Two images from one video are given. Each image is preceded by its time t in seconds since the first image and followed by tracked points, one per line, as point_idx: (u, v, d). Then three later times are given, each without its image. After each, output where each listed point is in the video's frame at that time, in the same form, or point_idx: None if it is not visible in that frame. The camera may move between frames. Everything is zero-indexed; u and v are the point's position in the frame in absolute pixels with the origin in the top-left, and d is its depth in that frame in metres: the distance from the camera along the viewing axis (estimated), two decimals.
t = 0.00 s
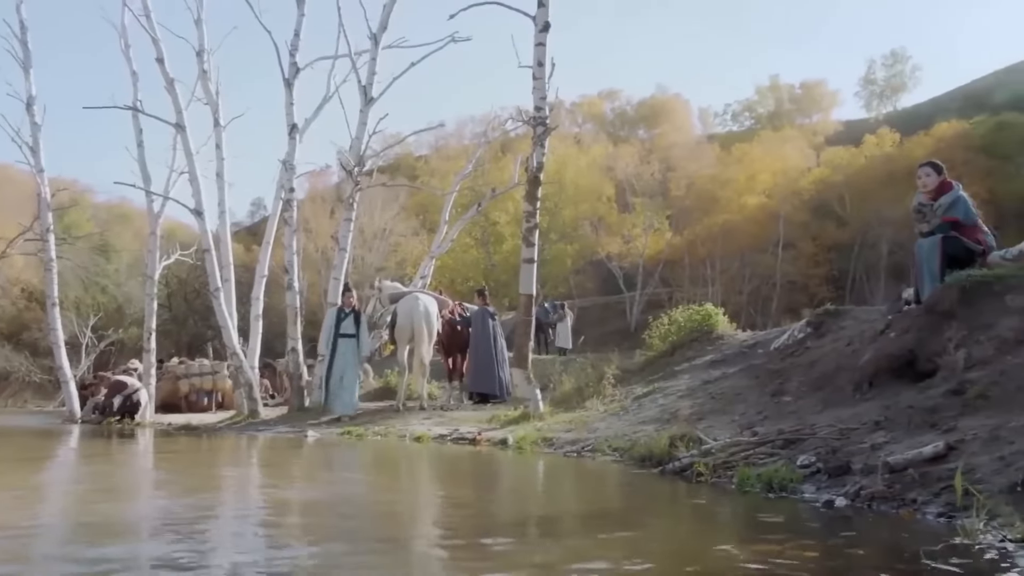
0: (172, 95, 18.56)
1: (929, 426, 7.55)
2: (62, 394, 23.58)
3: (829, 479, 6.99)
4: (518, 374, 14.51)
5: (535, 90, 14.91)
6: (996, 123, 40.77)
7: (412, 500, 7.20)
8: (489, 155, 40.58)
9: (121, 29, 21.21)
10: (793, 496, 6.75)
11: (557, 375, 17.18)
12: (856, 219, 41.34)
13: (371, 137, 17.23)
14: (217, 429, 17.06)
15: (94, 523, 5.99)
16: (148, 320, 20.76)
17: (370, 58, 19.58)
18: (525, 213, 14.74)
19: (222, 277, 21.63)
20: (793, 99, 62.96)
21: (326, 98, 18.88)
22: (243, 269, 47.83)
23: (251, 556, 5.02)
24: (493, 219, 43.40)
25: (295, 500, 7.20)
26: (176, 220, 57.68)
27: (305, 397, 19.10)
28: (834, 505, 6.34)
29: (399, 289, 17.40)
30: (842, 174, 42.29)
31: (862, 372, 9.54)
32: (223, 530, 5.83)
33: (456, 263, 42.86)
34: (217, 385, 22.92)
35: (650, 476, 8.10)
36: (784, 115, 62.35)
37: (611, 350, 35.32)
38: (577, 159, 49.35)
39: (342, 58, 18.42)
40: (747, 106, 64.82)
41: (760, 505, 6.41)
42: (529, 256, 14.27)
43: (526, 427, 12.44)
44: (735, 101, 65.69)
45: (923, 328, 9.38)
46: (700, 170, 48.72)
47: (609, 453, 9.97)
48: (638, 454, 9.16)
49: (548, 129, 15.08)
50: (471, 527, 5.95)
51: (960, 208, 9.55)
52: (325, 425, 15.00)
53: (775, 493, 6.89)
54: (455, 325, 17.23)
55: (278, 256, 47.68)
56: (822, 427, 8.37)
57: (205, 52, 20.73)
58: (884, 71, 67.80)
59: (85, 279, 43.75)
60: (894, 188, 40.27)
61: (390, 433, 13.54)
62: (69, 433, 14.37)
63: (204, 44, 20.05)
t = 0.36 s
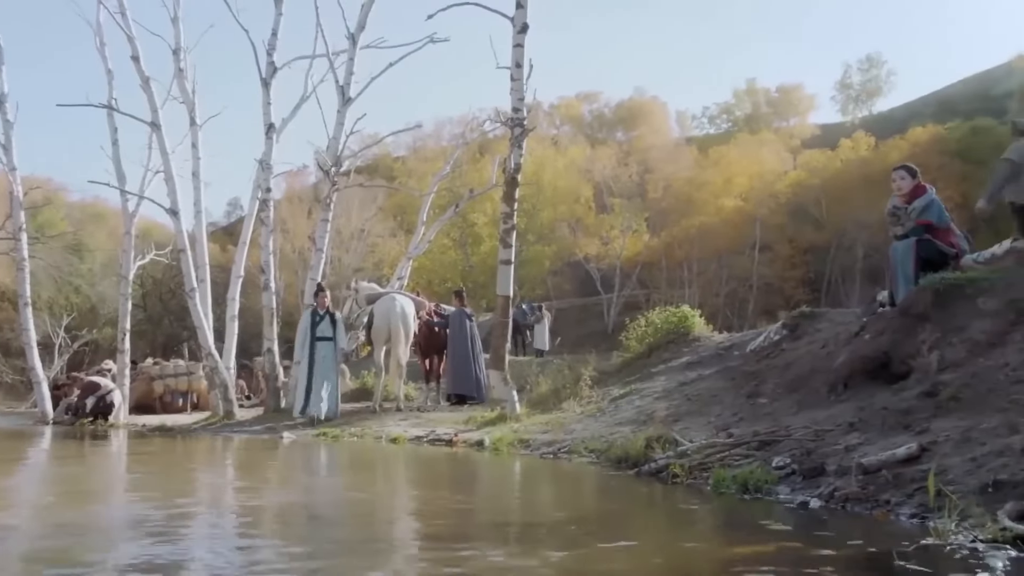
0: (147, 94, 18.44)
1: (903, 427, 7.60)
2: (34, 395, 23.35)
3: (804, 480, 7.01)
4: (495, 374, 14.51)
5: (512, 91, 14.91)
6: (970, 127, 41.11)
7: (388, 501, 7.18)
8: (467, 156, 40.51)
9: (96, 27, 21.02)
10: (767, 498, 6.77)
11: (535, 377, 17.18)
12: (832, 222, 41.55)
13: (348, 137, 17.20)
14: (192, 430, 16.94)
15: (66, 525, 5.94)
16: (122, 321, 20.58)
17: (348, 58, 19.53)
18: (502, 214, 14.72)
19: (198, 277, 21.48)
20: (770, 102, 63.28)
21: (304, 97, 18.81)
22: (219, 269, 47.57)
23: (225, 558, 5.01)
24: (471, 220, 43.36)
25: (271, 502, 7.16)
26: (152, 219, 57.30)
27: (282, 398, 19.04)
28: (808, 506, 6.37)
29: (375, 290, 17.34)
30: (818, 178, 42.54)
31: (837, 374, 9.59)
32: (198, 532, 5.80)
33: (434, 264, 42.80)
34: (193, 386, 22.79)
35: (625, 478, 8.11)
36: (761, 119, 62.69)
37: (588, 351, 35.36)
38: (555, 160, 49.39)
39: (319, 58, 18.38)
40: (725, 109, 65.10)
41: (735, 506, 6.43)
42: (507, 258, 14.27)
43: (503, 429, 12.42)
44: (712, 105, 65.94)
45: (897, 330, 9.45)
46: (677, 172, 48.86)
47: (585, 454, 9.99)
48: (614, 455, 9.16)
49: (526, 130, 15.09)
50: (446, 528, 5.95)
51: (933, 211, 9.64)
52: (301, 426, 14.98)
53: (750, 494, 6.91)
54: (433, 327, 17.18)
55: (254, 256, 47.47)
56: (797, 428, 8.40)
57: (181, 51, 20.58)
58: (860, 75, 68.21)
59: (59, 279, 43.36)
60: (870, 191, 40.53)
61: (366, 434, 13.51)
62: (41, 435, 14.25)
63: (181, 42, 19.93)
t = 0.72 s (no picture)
0: (128, 93, 18.34)
1: (882, 431, 7.62)
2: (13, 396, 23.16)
3: (785, 483, 7.02)
4: (478, 377, 14.49)
5: (495, 93, 14.91)
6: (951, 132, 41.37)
7: (370, 504, 7.17)
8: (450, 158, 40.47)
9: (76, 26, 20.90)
10: (748, 501, 6.78)
11: (517, 379, 17.17)
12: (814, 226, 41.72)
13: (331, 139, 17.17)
14: (173, 432, 16.86)
15: (46, 528, 5.90)
16: (102, 322, 20.44)
17: (331, 59, 19.49)
18: (485, 216, 14.70)
19: (179, 278, 21.36)
20: (753, 106, 63.49)
21: (286, 98, 18.75)
22: (200, 270, 47.35)
23: (206, 560, 5.00)
24: (454, 222, 43.33)
25: (253, 504, 7.13)
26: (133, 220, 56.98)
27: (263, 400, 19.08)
28: (788, 508, 6.37)
29: (357, 291, 17.29)
30: (800, 181, 42.72)
31: (818, 377, 9.62)
32: (179, 534, 5.79)
33: (416, 266, 42.73)
34: (173, 388, 22.67)
35: (606, 480, 8.11)
36: (743, 123, 62.90)
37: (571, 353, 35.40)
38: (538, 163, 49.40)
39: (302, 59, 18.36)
40: (707, 113, 65.30)
41: (717, 509, 6.44)
42: (489, 260, 14.25)
43: (485, 431, 12.40)
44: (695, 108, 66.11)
45: (878, 333, 9.48)
46: (660, 175, 48.97)
47: (567, 457, 9.98)
48: (596, 458, 9.16)
49: (509, 132, 15.08)
50: (428, 529, 5.95)
51: (913, 215, 9.72)
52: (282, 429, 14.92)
53: (731, 497, 6.91)
54: (415, 329, 17.15)
55: (236, 258, 47.26)
56: (778, 431, 8.42)
57: (162, 50, 20.49)
58: (842, 80, 68.52)
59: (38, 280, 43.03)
60: (852, 195, 40.74)
61: (348, 437, 13.45)
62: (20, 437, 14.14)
63: (162, 42, 19.84)
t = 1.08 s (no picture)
0: (114, 96, 18.26)
1: (868, 435, 7.63)
2: None
3: (770, 488, 7.02)
4: (464, 382, 14.46)
5: (482, 98, 14.90)
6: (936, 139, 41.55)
7: (355, 509, 7.13)
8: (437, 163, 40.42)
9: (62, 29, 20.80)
10: (735, 506, 6.77)
11: (504, 384, 17.15)
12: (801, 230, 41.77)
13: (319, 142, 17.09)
14: (158, 438, 16.76)
15: (29, 534, 5.86)
16: (87, 326, 20.31)
17: (318, 63, 19.45)
18: (472, 221, 14.67)
19: (164, 282, 21.24)
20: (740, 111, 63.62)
21: (273, 101, 18.70)
22: (186, 275, 47.17)
23: (190, 566, 4.97)
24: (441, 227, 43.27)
25: (238, 510, 7.08)
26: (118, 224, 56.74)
27: (248, 406, 18.97)
28: (774, 513, 6.37)
29: (344, 296, 17.25)
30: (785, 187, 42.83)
31: (804, 382, 9.63)
32: (164, 540, 5.76)
33: (403, 271, 42.66)
34: (158, 393, 22.54)
35: (593, 485, 8.09)
36: (730, 129, 63.04)
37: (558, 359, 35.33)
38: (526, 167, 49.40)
39: (289, 62, 18.32)
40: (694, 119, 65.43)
41: (702, 514, 6.44)
42: (476, 264, 14.23)
43: (472, 436, 12.37)
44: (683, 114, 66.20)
45: (864, 339, 9.49)
46: (648, 181, 49.06)
47: (553, 462, 9.96)
48: (582, 463, 9.13)
49: (496, 137, 15.06)
50: (414, 535, 5.92)
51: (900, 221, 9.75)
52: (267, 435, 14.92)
53: (716, 502, 6.90)
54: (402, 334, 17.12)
55: (222, 262, 47.06)
56: (764, 436, 8.42)
57: (149, 53, 20.40)
58: (828, 86, 68.73)
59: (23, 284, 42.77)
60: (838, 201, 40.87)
61: (334, 442, 13.40)
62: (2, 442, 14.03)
63: (148, 45, 19.77)
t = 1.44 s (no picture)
0: (101, 100, 18.19)
1: (856, 441, 7.63)
2: None
3: (758, 495, 7.01)
4: (452, 388, 14.42)
5: (471, 103, 14.89)
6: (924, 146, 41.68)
7: (344, 516, 7.09)
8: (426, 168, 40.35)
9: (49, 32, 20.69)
10: (723, 512, 6.75)
11: (492, 390, 17.11)
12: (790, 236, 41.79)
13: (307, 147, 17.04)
14: (144, 444, 16.65)
15: (15, 541, 5.81)
16: (73, 331, 20.18)
17: (307, 68, 19.42)
18: (461, 227, 14.65)
19: (152, 288, 21.14)
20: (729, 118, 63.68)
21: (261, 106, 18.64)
22: (173, 279, 46.98)
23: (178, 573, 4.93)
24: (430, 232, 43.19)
25: (226, 517, 7.03)
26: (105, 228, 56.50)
27: (235, 412, 18.87)
28: (763, 520, 6.35)
29: (332, 302, 17.20)
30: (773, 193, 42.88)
31: (792, 389, 9.62)
32: (151, 547, 5.71)
33: (392, 277, 42.58)
34: (145, 398, 22.41)
35: (581, 492, 8.07)
36: (719, 135, 63.14)
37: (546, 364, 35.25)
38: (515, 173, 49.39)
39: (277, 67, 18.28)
40: (684, 125, 65.50)
41: (691, 521, 6.43)
42: (464, 270, 14.21)
43: (460, 442, 12.33)
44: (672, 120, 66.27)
45: (851, 344, 9.49)
46: (637, 187, 49.11)
47: (542, 468, 9.94)
48: (570, 469, 9.11)
49: (485, 142, 15.05)
50: (402, 542, 5.89)
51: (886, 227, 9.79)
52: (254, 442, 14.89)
53: (704, 509, 6.89)
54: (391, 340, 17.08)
55: (210, 267, 46.90)
56: (752, 442, 8.41)
57: (137, 57, 20.34)
58: (816, 93, 68.89)
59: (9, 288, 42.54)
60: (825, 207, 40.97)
61: (322, 448, 13.35)
62: None
63: (136, 49, 19.71)
